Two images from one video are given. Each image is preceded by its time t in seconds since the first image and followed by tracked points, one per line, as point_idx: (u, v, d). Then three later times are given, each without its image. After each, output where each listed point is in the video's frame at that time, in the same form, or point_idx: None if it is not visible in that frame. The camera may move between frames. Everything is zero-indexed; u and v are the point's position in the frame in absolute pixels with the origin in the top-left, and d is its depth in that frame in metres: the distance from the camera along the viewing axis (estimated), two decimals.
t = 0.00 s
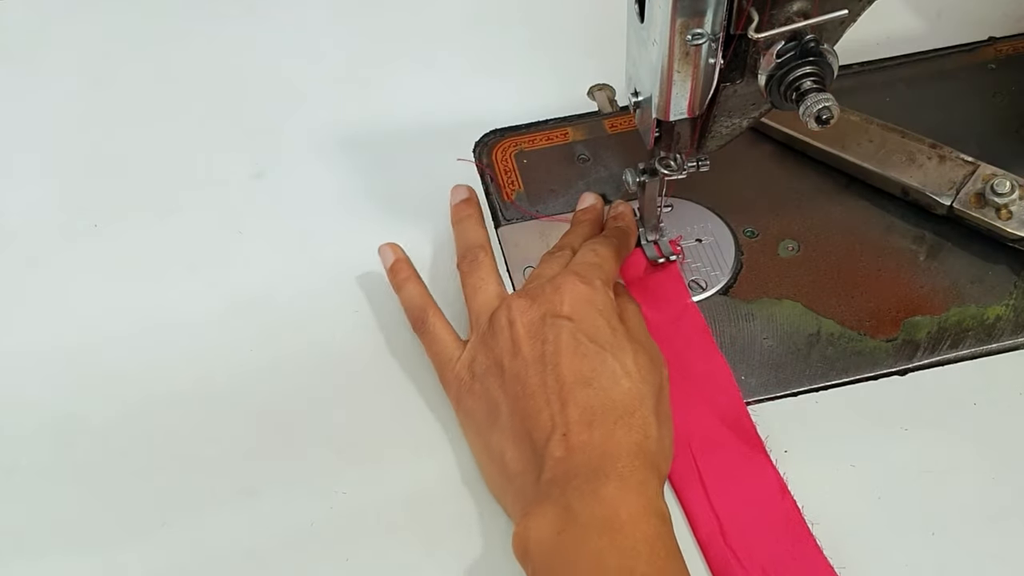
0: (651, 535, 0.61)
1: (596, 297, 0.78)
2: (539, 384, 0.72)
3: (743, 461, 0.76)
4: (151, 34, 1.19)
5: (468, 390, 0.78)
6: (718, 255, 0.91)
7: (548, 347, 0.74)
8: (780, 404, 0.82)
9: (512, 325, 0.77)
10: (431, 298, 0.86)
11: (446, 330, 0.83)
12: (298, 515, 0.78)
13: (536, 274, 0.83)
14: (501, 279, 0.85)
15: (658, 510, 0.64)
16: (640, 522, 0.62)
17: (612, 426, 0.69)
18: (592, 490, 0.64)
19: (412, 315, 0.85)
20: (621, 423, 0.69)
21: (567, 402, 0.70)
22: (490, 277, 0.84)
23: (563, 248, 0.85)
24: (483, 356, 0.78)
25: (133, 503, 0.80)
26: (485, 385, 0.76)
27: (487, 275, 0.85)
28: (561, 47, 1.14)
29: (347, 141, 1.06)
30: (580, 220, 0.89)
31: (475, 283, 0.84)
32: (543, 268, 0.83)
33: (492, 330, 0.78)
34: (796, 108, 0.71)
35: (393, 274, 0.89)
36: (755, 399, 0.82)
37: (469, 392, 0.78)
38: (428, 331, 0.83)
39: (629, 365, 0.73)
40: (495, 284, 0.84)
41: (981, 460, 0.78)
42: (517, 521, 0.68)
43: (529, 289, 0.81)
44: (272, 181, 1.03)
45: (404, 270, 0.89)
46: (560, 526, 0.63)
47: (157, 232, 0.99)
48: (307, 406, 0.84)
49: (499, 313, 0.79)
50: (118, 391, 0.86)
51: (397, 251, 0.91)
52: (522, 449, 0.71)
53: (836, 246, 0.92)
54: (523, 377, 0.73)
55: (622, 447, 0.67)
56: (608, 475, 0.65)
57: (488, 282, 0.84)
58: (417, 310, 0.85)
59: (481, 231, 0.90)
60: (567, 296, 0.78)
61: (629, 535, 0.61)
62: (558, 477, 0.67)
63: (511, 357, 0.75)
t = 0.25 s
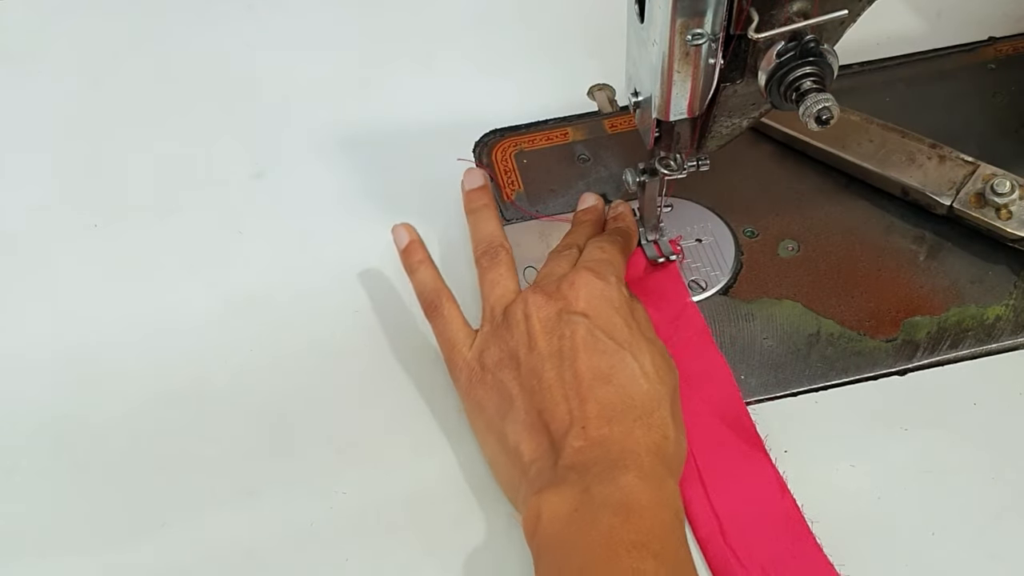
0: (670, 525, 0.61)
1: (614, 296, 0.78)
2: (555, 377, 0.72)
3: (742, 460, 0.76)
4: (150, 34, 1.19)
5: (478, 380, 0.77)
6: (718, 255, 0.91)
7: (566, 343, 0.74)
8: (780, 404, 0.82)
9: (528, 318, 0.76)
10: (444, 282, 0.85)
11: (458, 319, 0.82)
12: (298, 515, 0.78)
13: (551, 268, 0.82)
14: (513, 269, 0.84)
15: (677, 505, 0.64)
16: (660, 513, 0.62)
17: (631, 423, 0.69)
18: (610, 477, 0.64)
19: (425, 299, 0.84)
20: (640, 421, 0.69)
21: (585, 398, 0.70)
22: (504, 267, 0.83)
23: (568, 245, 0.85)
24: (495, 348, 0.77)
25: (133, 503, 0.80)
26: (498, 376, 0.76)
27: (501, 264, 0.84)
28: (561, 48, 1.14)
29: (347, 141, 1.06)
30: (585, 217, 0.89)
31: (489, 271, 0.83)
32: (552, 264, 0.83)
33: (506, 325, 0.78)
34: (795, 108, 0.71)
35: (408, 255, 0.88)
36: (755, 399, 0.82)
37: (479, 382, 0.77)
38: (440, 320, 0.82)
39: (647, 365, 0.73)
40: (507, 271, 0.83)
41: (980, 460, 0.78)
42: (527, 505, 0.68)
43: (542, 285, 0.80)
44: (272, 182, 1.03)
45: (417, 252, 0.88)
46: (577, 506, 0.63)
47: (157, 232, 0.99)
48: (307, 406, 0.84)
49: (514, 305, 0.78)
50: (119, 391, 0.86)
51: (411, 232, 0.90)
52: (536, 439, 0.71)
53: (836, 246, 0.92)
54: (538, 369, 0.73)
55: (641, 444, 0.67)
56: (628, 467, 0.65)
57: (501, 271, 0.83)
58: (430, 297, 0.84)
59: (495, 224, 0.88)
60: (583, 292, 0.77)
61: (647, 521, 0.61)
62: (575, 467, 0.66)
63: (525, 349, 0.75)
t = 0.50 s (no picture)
0: (697, 530, 0.61)
1: (632, 301, 0.78)
2: (576, 384, 0.72)
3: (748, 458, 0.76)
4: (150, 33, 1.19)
5: (498, 386, 0.77)
6: (718, 255, 0.91)
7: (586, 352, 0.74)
8: (780, 404, 0.82)
9: (545, 324, 0.76)
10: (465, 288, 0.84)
11: (476, 324, 0.82)
12: (298, 515, 0.78)
13: (568, 273, 0.82)
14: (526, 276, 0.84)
15: (702, 510, 0.64)
16: (687, 519, 0.62)
17: (656, 428, 0.68)
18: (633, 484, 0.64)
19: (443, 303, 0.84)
20: (665, 427, 0.68)
21: (607, 403, 0.70)
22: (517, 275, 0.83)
23: (577, 249, 0.85)
24: (512, 355, 0.77)
25: (133, 502, 0.80)
26: (518, 383, 0.75)
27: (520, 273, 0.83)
28: (561, 48, 1.14)
29: (347, 141, 1.06)
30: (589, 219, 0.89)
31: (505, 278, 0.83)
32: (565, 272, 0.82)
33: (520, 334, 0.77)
34: (796, 108, 0.71)
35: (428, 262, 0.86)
36: (755, 400, 0.82)
37: (500, 389, 0.77)
38: (459, 325, 0.82)
39: (668, 369, 0.73)
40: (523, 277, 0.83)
41: (980, 460, 0.78)
42: (552, 513, 0.68)
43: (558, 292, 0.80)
44: (272, 182, 1.03)
45: (438, 257, 0.86)
46: (604, 512, 0.63)
47: (157, 232, 0.99)
48: (307, 406, 0.84)
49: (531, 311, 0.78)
50: (119, 391, 0.86)
51: (430, 238, 0.87)
52: (559, 446, 0.71)
53: (836, 246, 0.92)
54: (559, 377, 0.73)
55: (668, 450, 0.67)
56: (654, 472, 0.64)
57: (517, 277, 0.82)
58: (447, 300, 0.83)
59: (507, 232, 0.86)
60: (600, 300, 0.77)
61: (675, 526, 0.60)
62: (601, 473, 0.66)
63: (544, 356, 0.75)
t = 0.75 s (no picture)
0: (682, 532, 0.61)
1: (616, 302, 0.78)
2: (562, 391, 0.72)
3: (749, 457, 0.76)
4: (150, 33, 1.19)
5: (488, 394, 0.77)
6: (718, 255, 0.90)
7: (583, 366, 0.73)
8: (780, 404, 0.82)
9: (532, 329, 0.76)
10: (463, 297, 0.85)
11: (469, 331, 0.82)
12: (299, 515, 0.78)
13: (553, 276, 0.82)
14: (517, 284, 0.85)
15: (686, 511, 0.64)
16: (670, 522, 0.61)
17: (638, 430, 0.68)
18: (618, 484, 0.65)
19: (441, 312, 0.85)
20: (647, 427, 0.69)
21: (591, 406, 0.70)
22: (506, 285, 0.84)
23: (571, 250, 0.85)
24: (500, 360, 0.77)
25: (133, 503, 0.80)
26: (506, 390, 0.75)
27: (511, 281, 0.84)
28: (561, 47, 1.14)
29: (347, 141, 1.06)
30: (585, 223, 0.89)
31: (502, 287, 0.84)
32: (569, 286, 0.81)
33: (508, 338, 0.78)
34: (795, 108, 0.71)
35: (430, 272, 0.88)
36: (755, 399, 0.82)
37: (489, 397, 0.77)
38: (454, 334, 0.83)
39: (652, 371, 0.73)
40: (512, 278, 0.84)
41: (980, 460, 0.78)
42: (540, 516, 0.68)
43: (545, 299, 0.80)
44: (272, 182, 1.03)
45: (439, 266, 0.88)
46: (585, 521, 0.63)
47: (157, 232, 0.99)
48: (307, 406, 0.84)
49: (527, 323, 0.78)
50: (119, 391, 0.86)
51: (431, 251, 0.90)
52: (544, 454, 0.71)
53: (836, 245, 0.92)
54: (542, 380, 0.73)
55: (649, 452, 0.67)
56: (636, 475, 0.65)
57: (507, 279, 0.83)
58: (444, 309, 0.84)
59: (503, 239, 0.87)
60: (586, 302, 0.77)
61: (658, 531, 0.60)
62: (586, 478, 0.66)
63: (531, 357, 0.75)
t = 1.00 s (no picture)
0: None
1: (698, 350, 0.69)
2: (650, 461, 0.62)
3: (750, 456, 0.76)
4: (149, 32, 1.19)
5: (576, 478, 0.67)
6: (718, 255, 0.91)
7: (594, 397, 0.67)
8: (781, 404, 0.82)
9: (612, 395, 0.65)
10: (514, 364, 0.74)
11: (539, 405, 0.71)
12: (299, 515, 0.78)
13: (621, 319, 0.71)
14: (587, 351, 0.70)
15: None
16: None
17: (755, 503, 0.58)
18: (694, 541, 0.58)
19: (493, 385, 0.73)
20: (762, 498, 0.59)
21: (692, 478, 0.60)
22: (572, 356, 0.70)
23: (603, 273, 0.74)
24: (585, 439, 0.67)
25: (133, 503, 0.80)
26: (594, 473, 0.65)
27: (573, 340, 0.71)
28: (561, 47, 1.14)
29: (347, 141, 1.06)
30: (571, 244, 0.75)
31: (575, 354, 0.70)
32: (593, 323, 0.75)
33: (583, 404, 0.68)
34: (795, 108, 0.71)
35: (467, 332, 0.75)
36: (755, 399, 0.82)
37: (577, 479, 0.67)
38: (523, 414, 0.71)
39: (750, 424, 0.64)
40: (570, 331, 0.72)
41: (979, 461, 0.78)
42: None
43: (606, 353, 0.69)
44: (272, 182, 1.02)
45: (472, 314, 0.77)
46: None
47: (157, 232, 0.99)
48: (307, 406, 0.84)
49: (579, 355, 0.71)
50: (119, 391, 0.86)
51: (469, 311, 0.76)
52: (651, 544, 0.61)
53: (836, 245, 0.92)
54: (631, 447, 0.63)
55: (770, 530, 0.57)
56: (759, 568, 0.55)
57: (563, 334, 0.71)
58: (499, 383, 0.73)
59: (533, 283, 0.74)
60: (664, 354, 0.67)
61: None
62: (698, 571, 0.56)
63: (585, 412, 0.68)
